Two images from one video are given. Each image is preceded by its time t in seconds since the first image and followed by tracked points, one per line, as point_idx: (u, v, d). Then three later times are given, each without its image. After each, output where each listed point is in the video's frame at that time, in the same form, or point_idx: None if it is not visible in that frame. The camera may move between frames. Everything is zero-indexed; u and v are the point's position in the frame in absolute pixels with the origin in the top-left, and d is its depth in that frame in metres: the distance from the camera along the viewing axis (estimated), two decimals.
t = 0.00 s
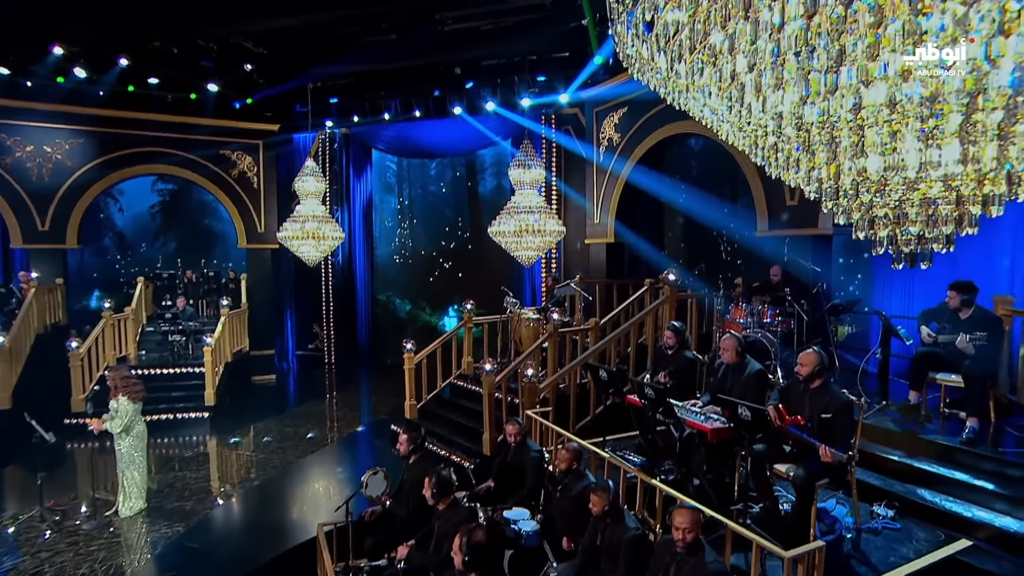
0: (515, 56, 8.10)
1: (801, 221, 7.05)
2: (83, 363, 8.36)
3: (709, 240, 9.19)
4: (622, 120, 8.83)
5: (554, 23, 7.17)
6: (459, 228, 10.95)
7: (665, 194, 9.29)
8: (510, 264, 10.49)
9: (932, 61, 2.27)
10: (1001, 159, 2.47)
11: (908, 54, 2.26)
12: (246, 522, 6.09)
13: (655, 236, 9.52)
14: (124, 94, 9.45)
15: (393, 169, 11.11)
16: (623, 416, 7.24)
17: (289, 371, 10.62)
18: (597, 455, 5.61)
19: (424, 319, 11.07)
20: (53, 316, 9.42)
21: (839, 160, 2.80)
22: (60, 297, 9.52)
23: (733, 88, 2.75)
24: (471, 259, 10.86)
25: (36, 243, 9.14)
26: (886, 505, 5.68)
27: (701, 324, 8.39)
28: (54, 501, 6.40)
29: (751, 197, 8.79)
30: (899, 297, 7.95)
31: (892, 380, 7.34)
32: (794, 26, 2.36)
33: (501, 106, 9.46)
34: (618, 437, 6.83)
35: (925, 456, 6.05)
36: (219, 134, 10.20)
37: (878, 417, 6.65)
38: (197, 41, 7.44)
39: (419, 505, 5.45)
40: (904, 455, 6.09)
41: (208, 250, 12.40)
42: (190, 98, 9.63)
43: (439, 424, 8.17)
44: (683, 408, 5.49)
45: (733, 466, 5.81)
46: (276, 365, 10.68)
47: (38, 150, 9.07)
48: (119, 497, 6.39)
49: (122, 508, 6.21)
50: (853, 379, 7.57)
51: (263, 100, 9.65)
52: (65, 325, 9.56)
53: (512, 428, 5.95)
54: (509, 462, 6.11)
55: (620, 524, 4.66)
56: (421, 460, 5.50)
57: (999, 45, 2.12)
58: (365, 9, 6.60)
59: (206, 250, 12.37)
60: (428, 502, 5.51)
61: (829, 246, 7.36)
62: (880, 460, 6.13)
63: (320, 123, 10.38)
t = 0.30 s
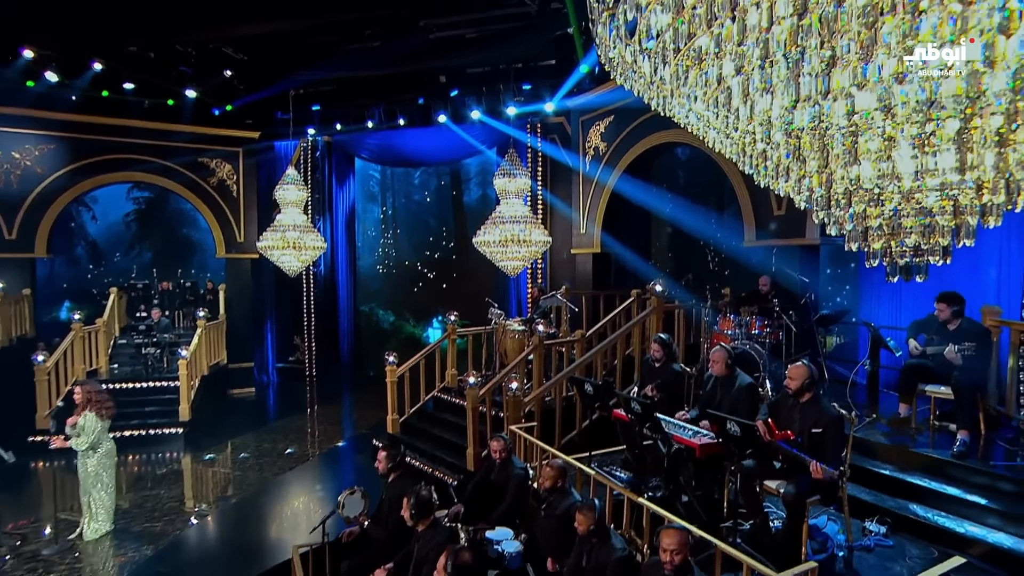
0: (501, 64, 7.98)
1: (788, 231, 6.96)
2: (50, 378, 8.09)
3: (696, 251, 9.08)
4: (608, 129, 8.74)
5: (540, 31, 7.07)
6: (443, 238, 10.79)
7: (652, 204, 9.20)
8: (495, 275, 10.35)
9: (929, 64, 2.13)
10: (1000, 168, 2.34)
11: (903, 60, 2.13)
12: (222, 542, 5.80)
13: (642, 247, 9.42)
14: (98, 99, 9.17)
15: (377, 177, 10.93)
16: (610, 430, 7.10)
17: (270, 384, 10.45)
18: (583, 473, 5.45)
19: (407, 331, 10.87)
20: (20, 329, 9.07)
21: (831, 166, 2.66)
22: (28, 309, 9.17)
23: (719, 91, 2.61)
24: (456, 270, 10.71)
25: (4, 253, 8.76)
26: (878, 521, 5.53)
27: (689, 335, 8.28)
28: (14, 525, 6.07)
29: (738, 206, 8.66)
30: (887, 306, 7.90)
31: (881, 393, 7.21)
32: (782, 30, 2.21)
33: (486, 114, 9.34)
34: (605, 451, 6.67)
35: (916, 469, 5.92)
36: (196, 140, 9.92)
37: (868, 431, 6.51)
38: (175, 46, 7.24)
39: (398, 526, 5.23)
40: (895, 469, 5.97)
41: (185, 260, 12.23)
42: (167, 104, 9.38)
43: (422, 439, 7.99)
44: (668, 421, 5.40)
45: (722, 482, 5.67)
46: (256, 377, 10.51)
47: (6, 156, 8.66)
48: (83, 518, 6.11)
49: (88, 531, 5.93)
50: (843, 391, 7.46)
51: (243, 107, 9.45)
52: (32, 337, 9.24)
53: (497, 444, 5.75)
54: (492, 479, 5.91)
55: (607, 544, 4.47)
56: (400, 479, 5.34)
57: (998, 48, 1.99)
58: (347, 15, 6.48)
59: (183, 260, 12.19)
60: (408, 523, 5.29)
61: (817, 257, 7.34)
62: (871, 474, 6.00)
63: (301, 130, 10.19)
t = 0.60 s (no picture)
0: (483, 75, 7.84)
1: (773, 244, 6.84)
2: (7, 397, 7.73)
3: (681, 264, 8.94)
4: (591, 140, 8.62)
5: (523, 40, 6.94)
6: (424, 250, 10.58)
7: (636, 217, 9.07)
8: (478, 288, 10.16)
9: (925, 65, 1.99)
10: (1000, 179, 2.19)
11: (898, 60, 1.98)
12: (190, 564, 5.53)
13: (625, 260, 9.27)
14: (65, 105, 8.86)
15: (356, 189, 10.75)
16: (593, 447, 6.92)
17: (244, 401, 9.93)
18: (565, 493, 5.27)
19: (388, 345, 10.61)
20: None
21: (822, 176, 2.51)
22: None
23: (704, 94, 2.45)
24: (437, 283, 10.49)
25: None
26: (869, 542, 5.32)
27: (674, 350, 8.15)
28: None
29: (721, 219, 8.56)
30: (872, 320, 7.73)
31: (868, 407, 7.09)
32: (770, 26, 2.06)
33: (468, 125, 9.19)
34: (589, 470, 6.48)
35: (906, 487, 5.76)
36: (169, 149, 9.64)
37: (856, 448, 6.35)
38: (146, 51, 6.99)
39: (371, 553, 4.94)
40: (885, 487, 5.80)
41: (156, 273, 11.90)
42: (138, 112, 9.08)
43: (401, 457, 7.72)
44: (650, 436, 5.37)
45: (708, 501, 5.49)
46: (231, 394, 10.04)
47: None
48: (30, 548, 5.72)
49: (39, 564, 5.54)
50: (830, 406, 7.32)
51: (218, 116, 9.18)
52: None
53: (477, 462, 5.52)
54: (471, 499, 5.67)
55: (590, 571, 4.24)
56: (373, 503, 5.12)
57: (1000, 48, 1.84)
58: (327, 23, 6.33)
59: (153, 273, 11.87)
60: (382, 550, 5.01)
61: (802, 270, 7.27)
62: (860, 492, 5.81)
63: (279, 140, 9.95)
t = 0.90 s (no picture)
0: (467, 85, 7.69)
1: (760, 256, 6.73)
2: None
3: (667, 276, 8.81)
4: (576, 151, 8.52)
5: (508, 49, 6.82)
6: (406, 261, 10.40)
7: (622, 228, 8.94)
8: (461, 301, 9.99)
9: (925, 64, 1.84)
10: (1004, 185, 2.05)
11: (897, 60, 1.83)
12: None
13: (611, 273, 9.13)
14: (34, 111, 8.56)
15: (337, 199, 10.56)
16: (577, 465, 6.77)
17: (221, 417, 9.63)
18: (548, 514, 5.11)
19: (369, 359, 10.38)
20: None
21: (814, 183, 2.36)
22: None
23: (688, 97, 2.30)
24: (420, 295, 10.29)
25: None
26: (861, 562, 4.94)
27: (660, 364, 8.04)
28: None
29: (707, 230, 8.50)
30: (858, 330, 7.58)
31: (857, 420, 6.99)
32: (759, 21, 1.91)
33: (451, 135, 9.04)
34: (572, 488, 6.31)
35: (898, 504, 5.52)
36: (142, 157, 9.40)
37: (846, 463, 6.18)
38: (119, 56, 6.76)
39: None
40: (876, 504, 5.58)
41: (127, 284, 11.67)
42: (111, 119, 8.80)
43: (382, 475, 7.50)
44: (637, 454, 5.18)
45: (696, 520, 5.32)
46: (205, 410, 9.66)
47: None
48: None
49: None
50: (818, 420, 7.21)
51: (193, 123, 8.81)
52: None
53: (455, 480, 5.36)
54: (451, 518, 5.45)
55: None
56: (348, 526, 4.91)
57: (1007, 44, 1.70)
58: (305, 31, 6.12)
59: (125, 284, 11.64)
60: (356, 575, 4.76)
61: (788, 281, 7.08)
62: (851, 510, 5.59)
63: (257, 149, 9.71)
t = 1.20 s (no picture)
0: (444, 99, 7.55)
1: (740, 272, 6.63)
2: None
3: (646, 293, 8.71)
4: (555, 166, 8.41)
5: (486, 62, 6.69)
6: (381, 277, 10.18)
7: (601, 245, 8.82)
8: (437, 318, 9.78)
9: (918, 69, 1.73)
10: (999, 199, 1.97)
11: (888, 64, 1.72)
12: None
13: (590, 289, 8.99)
14: None
15: (311, 213, 10.31)
16: (555, 489, 6.56)
17: (186, 440, 9.25)
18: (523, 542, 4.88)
19: (342, 378, 10.10)
20: None
21: (798, 195, 2.25)
22: None
23: (666, 104, 2.16)
24: (396, 312, 10.06)
25: None
26: None
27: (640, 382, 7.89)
28: None
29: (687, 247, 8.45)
30: (838, 348, 7.50)
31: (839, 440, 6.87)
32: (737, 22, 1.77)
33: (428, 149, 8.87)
34: (549, 512, 6.10)
35: (884, 528, 5.33)
36: (107, 168, 9.08)
37: (829, 484, 6.03)
38: (82, 63, 6.47)
39: None
40: (860, 526, 5.40)
41: (87, 300, 11.34)
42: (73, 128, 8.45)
43: (353, 498, 7.22)
44: (615, 476, 5.02)
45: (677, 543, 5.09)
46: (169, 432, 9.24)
47: None
48: None
49: None
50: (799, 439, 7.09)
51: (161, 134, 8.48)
52: None
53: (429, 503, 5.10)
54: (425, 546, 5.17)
55: None
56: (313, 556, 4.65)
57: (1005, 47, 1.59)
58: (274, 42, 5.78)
59: (84, 300, 11.31)
60: None
61: (768, 298, 7.03)
62: (835, 534, 5.41)
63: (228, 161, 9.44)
